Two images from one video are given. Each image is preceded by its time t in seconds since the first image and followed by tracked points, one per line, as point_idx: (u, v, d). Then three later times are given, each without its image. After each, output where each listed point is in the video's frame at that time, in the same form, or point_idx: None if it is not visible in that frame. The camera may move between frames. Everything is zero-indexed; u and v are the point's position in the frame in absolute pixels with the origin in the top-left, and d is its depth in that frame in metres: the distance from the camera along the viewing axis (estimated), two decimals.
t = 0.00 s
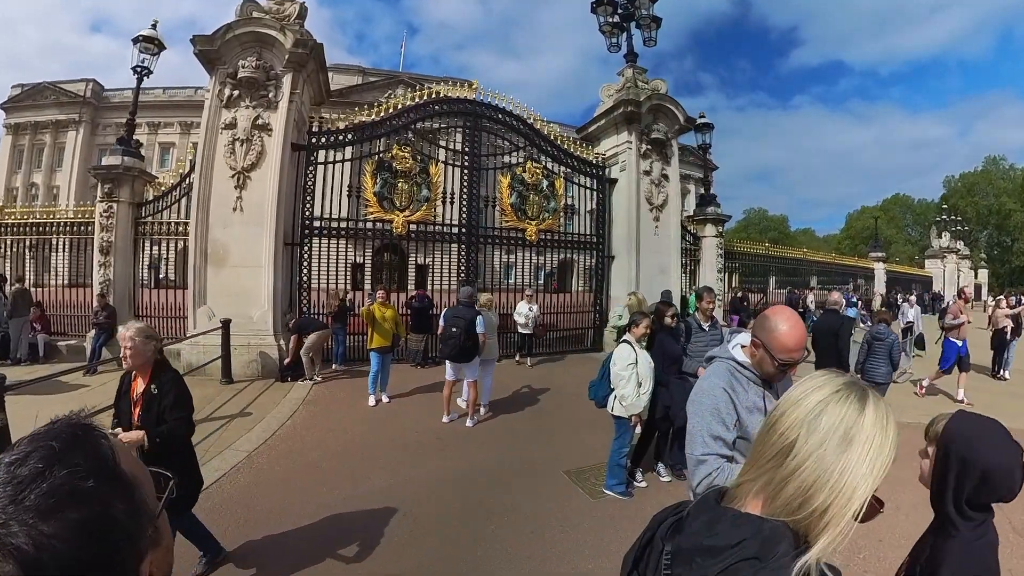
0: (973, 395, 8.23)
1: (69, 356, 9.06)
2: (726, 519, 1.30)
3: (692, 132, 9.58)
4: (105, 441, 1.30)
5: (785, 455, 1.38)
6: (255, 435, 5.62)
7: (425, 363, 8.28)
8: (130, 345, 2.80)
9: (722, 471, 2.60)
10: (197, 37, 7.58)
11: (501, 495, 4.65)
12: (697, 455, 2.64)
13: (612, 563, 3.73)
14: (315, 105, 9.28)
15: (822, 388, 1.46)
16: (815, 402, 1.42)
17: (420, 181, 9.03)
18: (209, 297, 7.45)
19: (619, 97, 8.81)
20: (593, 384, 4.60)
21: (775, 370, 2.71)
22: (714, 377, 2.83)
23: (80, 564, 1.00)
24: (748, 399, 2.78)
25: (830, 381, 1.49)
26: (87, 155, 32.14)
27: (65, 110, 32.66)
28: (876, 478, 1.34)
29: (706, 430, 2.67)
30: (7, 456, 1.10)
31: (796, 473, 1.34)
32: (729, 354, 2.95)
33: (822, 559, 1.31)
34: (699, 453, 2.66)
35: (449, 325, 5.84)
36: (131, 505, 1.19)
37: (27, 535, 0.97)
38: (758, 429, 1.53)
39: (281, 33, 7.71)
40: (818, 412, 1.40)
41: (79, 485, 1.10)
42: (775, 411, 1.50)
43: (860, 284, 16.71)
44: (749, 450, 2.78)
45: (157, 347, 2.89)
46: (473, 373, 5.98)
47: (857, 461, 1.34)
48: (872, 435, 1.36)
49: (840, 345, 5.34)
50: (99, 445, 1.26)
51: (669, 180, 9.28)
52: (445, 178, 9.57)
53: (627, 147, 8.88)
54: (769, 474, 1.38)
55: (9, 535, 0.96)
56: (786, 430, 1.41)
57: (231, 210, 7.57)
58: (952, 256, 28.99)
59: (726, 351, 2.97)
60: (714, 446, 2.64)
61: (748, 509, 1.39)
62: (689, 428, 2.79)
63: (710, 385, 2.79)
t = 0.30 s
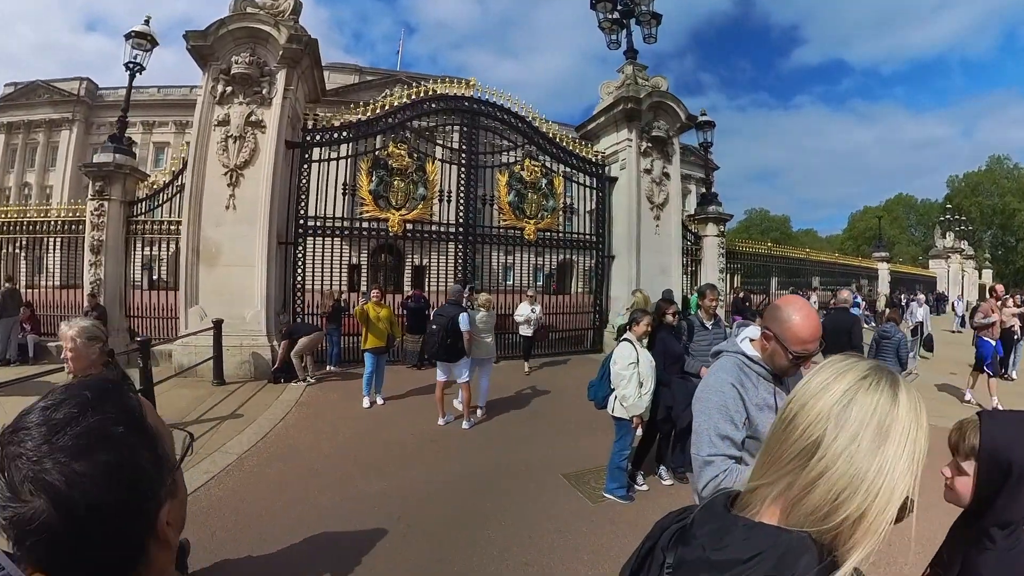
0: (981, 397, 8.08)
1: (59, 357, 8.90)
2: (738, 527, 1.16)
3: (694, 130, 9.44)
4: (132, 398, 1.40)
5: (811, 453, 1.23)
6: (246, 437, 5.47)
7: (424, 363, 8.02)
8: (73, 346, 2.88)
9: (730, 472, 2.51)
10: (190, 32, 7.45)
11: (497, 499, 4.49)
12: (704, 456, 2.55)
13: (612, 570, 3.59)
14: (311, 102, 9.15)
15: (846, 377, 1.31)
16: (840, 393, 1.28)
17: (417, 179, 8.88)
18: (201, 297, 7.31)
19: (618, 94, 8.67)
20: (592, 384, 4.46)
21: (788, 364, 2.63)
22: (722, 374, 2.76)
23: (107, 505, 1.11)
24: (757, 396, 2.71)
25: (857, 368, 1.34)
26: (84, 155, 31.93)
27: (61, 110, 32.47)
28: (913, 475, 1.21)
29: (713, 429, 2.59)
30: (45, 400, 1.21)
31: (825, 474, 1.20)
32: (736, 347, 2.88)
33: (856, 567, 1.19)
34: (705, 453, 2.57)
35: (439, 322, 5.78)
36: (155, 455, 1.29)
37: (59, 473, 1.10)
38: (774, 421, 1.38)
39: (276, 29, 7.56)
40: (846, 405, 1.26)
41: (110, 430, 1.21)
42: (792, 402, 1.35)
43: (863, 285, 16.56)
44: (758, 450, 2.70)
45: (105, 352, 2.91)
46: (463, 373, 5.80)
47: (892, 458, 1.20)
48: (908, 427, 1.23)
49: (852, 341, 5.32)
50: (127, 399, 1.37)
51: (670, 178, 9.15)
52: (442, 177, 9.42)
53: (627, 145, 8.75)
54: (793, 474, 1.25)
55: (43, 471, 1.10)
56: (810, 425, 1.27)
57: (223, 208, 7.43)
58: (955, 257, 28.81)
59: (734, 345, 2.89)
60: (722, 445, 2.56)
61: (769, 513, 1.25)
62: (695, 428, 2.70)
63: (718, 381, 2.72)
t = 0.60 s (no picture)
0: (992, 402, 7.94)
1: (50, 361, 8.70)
2: None
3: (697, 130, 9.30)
4: (155, 415, 1.42)
5: (879, 496, 1.13)
6: (239, 446, 5.31)
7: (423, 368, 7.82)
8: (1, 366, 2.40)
9: (752, 493, 2.48)
10: (183, 29, 7.26)
11: (500, 511, 4.35)
12: (725, 475, 2.52)
13: None
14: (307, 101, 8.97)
15: (910, 411, 1.22)
16: (907, 429, 1.19)
17: (415, 180, 8.72)
18: (194, 300, 7.14)
19: (620, 93, 8.52)
20: (599, 392, 4.32)
21: (818, 378, 2.65)
22: (747, 390, 2.73)
23: (133, 519, 1.12)
24: (782, 413, 2.69)
25: (918, 400, 1.25)
26: (77, 154, 31.55)
27: (53, 109, 32.07)
28: (983, 511, 1.15)
29: (737, 448, 2.57)
30: (68, 418, 1.24)
31: (897, 520, 1.10)
32: (762, 360, 2.86)
33: None
34: (727, 475, 2.55)
35: (430, 332, 5.72)
36: (181, 468, 1.30)
37: (87, 487, 1.11)
38: (826, 454, 1.27)
39: (271, 26, 7.40)
40: (914, 442, 1.17)
41: (137, 443, 1.23)
42: (846, 437, 1.25)
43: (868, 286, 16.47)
44: (781, 469, 2.68)
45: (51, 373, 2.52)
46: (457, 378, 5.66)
47: (963, 497, 1.13)
48: (977, 463, 1.16)
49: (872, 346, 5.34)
50: (151, 416, 1.39)
51: (673, 179, 9.01)
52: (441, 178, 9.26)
53: (630, 145, 8.61)
54: (858, 519, 1.15)
55: (71, 487, 1.10)
56: (875, 463, 1.16)
57: (217, 210, 7.25)
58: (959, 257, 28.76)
59: (759, 357, 2.89)
60: (745, 465, 2.53)
61: (832, 560, 1.16)
62: (717, 445, 2.68)
63: (744, 397, 2.69)
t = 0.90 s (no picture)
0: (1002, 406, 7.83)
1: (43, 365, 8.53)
2: None
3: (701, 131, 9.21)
4: (174, 427, 1.28)
5: (949, 520, 1.18)
6: (238, 453, 5.18)
7: (423, 374, 7.69)
8: None
9: (781, 506, 2.43)
10: (180, 26, 7.12)
11: (507, 520, 4.23)
12: (754, 488, 2.48)
13: None
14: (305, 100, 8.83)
15: (974, 435, 1.23)
16: (971, 455, 1.21)
17: (417, 180, 8.59)
18: (190, 303, 6.99)
19: (624, 93, 8.41)
20: (611, 399, 4.22)
21: (848, 389, 2.56)
22: (775, 399, 2.66)
23: (157, 539, 1.01)
24: (811, 424, 2.63)
25: (979, 421, 1.26)
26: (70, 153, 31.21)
27: (47, 107, 31.73)
28: None
29: (765, 460, 2.52)
30: (84, 433, 1.14)
31: (966, 542, 1.16)
32: (789, 370, 2.76)
33: None
34: (755, 486, 2.50)
35: (430, 337, 5.58)
36: (204, 481, 1.18)
37: (108, 505, 1.01)
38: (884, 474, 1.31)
39: (269, 23, 7.26)
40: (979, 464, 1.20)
41: (155, 458, 1.11)
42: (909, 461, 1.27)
43: (871, 288, 16.37)
44: (809, 480, 2.62)
45: None
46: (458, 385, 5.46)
47: None
48: None
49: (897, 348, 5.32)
50: (168, 429, 1.26)
51: (678, 180, 8.91)
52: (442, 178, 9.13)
53: (634, 145, 8.51)
54: (929, 542, 1.21)
55: (92, 505, 1.01)
56: (939, 488, 1.20)
57: (214, 211, 7.11)
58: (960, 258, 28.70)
59: (786, 366, 2.79)
60: (774, 477, 2.48)
61: None
62: (745, 456, 2.62)
63: (773, 407, 2.62)
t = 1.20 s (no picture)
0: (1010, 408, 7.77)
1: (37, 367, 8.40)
2: None
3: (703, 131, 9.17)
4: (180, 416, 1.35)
5: (988, 514, 1.19)
6: (237, 457, 5.09)
7: (423, 376, 7.61)
8: None
9: (798, 503, 2.31)
10: (177, 24, 7.02)
11: (511, 523, 4.16)
12: (768, 485, 2.36)
13: None
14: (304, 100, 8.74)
15: (1004, 428, 1.28)
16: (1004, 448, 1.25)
17: (417, 181, 8.51)
18: (188, 304, 6.89)
19: (625, 92, 8.35)
20: (618, 400, 4.16)
21: (861, 386, 2.43)
22: (787, 396, 2.54)
23: (168, 525, 1.08)
24: (824, 420, 2.50)
25: (1004, 414, 1.31)
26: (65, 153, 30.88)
27: (41, 107, 31.39)
28: None
29: (779, 456, 2.40)
30: (94, 426, 1.21)
31: (1005, 532, 1.17)
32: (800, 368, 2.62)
33: None
34: (770, 483, 2.38)
35: (430, 341, 5.51)
36: (211, 468, 1.27)
37: (120, 492, 1.08)
38: (918, 476, 1.31)
39: (268, 22, 7.16)
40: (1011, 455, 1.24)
41: (165, 446, 1.20)
42: (942, 454, 1.30)
43: (874, 289, 16.33)
44: (822, 477, 2.49)
45: None
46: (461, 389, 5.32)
47: None
48: None
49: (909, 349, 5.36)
50: (176, 418, 1.33)
51: (679, 180, 8.86)
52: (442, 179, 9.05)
53: (636, 145, 8.45)
54: (970, 534, 1.20)
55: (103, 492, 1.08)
56: (975, 493, 1.22)
57: (212, 211, 7.02)
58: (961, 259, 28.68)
59: (796, 365, 2.65)
60: (788, 474, 2.36)
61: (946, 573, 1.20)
62: (757, 453, 2.50)
63: (785, 404, 2.50)
